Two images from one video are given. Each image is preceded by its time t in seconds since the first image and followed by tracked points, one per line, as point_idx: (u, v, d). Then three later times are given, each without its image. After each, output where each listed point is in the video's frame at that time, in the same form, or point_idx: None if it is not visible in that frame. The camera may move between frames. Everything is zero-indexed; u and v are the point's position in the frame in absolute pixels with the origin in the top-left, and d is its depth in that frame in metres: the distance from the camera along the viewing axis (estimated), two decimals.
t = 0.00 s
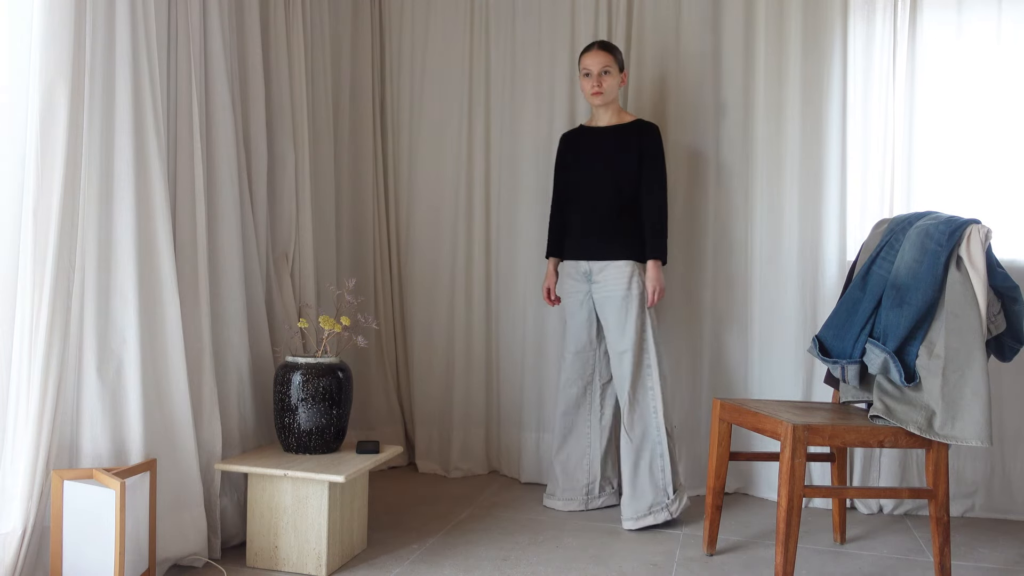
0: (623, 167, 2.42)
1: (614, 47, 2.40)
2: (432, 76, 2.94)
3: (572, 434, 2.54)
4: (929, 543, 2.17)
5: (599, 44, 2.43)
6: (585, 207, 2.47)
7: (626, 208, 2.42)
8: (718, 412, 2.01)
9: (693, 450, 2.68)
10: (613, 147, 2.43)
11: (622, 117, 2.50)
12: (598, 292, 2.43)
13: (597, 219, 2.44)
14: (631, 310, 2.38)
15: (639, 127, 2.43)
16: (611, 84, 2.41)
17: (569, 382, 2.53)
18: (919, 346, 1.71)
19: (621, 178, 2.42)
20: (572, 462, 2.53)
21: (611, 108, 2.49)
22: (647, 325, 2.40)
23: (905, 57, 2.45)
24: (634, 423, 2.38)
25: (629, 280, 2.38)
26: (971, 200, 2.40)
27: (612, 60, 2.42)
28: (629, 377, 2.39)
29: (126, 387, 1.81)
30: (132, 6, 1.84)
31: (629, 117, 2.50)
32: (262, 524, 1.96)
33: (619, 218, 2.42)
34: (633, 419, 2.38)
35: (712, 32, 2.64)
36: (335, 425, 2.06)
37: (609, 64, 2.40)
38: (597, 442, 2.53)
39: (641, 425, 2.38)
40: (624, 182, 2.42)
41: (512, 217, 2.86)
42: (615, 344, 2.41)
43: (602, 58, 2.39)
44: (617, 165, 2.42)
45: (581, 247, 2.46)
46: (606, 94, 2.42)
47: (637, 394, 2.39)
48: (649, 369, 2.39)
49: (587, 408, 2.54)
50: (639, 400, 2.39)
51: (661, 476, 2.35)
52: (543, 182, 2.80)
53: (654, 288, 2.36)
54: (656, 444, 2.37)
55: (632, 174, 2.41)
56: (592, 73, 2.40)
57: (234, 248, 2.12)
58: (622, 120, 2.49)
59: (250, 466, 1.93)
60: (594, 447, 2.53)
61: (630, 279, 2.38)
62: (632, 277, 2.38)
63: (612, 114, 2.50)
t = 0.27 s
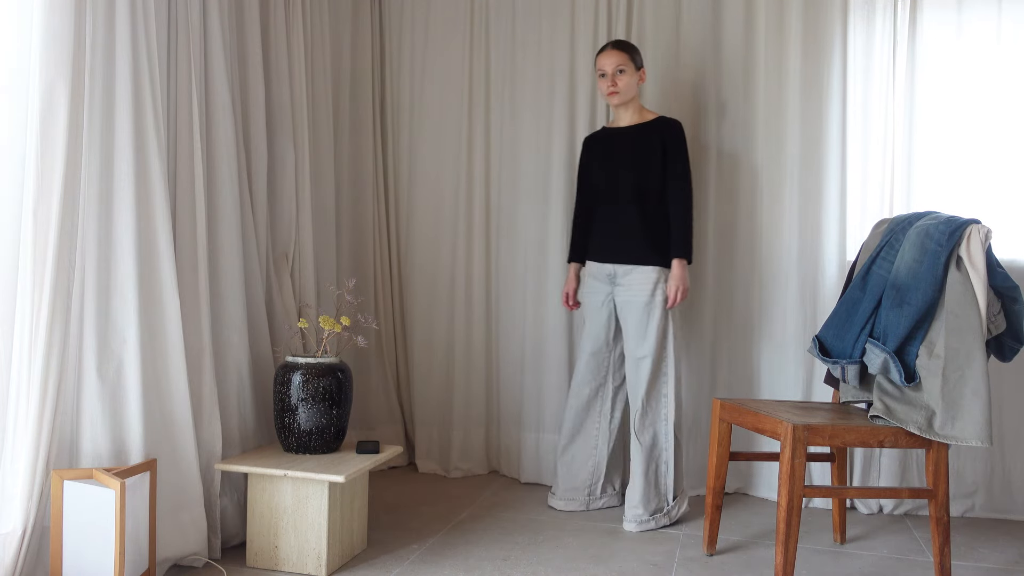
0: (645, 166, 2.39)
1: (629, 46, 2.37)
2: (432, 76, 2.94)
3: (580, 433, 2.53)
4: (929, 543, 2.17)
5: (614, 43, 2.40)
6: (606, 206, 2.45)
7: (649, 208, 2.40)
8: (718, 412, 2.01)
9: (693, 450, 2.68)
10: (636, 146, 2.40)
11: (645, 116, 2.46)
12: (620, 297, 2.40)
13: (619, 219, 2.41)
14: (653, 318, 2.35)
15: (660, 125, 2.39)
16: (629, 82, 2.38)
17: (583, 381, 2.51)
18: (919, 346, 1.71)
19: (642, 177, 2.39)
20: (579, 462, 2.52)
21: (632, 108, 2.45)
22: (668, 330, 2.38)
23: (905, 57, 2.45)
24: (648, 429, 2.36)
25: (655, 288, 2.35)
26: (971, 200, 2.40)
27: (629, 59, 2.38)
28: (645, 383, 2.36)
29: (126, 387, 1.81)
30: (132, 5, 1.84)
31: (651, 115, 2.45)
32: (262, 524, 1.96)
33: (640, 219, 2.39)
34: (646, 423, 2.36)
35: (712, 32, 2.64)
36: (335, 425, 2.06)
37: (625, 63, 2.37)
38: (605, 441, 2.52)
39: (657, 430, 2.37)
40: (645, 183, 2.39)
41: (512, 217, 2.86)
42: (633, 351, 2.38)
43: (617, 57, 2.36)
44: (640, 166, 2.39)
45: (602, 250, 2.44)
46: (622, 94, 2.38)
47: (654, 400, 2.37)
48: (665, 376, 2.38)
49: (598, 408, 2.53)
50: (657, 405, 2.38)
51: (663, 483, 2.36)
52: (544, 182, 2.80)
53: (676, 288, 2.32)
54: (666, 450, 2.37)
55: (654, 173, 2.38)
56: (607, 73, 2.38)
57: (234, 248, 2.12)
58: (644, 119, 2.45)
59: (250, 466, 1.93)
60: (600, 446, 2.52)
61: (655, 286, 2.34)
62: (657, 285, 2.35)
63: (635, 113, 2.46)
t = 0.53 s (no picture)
0: (667, 165, 2.36)
1: (648, 43, 2.31)
2: (431, 76, 2.94)
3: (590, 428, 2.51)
4: (929, 543, 2.17)
5: (633, 41, 2.35)
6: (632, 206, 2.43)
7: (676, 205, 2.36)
8: (718, 412, 2.01)
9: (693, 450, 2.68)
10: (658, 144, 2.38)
11: (669, 113, 2.41)
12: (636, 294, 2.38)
13: (644, 219, 2.39)
14: (668, 320, 2.32)
15: (681, 124, 2.35)
16: (649, 81, 2.33)
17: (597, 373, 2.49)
18: (919, 346, 1.71)
19: (664, 176, 2.36)
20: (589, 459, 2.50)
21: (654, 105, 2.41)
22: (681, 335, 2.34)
23: (905, 57, 2.45)
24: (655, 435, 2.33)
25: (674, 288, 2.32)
26: (971, 200, 2.40)
27: (649, 56, 2.33)
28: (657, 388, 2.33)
29: (126, 387, 1.81)
30: (132, 5, 1.84)
31: (675, 112, 2.40)
32: (262, 524, 1.96)
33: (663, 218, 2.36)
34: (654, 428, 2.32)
35: (711, 32, 2.64)
36: (335, 425, 2.06)
37: (644, 61, 2.32)
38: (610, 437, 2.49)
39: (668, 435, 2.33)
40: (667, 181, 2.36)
41: (512, 217, 2.87)
42: (647, 351, 2.36)
43: (636, 55, 2.32)
44: (661, 163, 2.37)
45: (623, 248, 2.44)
46: (641, 93, 2.35)
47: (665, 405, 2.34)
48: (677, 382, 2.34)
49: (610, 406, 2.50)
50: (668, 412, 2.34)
51: (669, 486, 2.33)
52: (543, 182, 2.80)
53: (697, 288, 2.28)
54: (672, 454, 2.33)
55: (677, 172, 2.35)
56: (626, 72, 2.34)
57: (234, 248, 2.12)
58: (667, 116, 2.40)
59: (250, 466, 1.93)
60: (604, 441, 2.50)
61: (673, 287, 2.32)
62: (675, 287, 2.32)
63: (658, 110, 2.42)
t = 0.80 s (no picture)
0: (674, 163, 2.33)
1: (660, 42, 2.29)
2: (431, 76, 2.94)
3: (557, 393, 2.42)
4: (929, 543, 2.17)
5: (645, 40, 2.33)
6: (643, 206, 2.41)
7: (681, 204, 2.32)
8: (718, 412, 2.01)
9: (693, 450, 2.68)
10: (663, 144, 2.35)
11: (683, 113, 2.37)
12: (637, 293, 2.35)
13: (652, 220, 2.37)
14: (667, 322, 2.29)
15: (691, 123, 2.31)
16: (659, 79, 2.30)
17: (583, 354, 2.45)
18: (919, 346, 1.71)
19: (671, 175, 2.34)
20: (556, 431, 2.41)
21: (668, 104, 2.37)
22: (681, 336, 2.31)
23: (905, 57, 2.45)
24: (653, 436, 2.32)
25: (676, 290, 2.29)
26: (971, 200, 2.40)
27: (660, 56, 2.30)
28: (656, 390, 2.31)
29: (126, 387, 1.81)
30: (132, 6, 1.84)
31: (687, 112, 2.35)
32: (262, 525, 1.96)
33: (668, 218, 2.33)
34: (652, 429, 2.32)
35: (712, 32, 2.64)
36: (335, 425, 2.06)
37: (655, 60, 2.29)
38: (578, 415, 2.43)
39: (666, 435, 2.33)
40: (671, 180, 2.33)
41: (512, 217, 2.87)
42: (647, 351, 2.33)
43: (646, 55, 2.29)
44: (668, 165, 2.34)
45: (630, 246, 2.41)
46: (652, 92, 2.32)
47: (664, 406, 2.32)
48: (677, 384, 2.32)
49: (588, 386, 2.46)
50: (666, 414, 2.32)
51: (668, 486, 2.33)
52: (543, 182, 2.80)
53: (699, 288, 2.24)
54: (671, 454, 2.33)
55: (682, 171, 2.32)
56: (637, 70, 2.31)
57: (234, 248, 2.12)
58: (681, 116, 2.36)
59: (250, 466, 1.93)
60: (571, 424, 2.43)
61: (674, 288, 2.29)
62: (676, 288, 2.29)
63: (672, 109, 2.38)
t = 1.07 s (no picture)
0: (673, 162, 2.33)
1: (657, 44, 2.28)
2: (431, 75, 2.94)
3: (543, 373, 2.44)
4: (929, 543, 2.17)
5: (645, 41, 2.33)
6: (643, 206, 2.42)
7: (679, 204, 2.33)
8: (718, 412, 2.01)
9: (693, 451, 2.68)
10: (662, 143, 2.36)
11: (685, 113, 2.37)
12: (637, 293, 2.36)
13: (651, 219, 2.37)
14: (667, 322, 2.29)
15: (688, 125, 2.30)
16: (657, 82, 2.31)
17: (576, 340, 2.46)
18: (919, 346, 1.71)
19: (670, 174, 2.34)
20: (538, 413, 2.44)
21: (669, 104, 2.38)
22: (681, 337, 2.31)
23: (905, 57, 2.45)
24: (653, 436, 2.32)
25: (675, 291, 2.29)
26: (971, 200, 2.40)
27: (658, 57, 2.30)
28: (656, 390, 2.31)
29: (126, 387, 1.81)
30: (132, 6, 1.84)
31: (689, 112, 2.35)
32: (262, 525, 1.96)
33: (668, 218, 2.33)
34: (652, 429, 2.32)
35: (712, 32, 2.64)
36: (335, 425, 2.06)
37: (653, 63, 2.30)
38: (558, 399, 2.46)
39: (666, 436, 2.33)
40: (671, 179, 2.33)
41: (512, 217, 2.87)
42: (647, 351, 2.33)
43: (644, 57, 2.30)
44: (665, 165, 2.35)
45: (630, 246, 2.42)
46: (650, 95, 2.33)
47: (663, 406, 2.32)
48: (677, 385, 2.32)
49: (576, 373, 2.48)
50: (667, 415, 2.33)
51: (668, 486, 2.33)
52: (544, 182, 2.80)
53: (689, 288, 2.25)
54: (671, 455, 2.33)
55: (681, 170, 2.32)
56: (635, 73, 2.32)
57: (234, 247, 2.12)
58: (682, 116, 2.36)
59: (250, 466, 1.93)
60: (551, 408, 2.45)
61: (674, 288, 2.29)
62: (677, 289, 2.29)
63: (673, 108, 2.38)
